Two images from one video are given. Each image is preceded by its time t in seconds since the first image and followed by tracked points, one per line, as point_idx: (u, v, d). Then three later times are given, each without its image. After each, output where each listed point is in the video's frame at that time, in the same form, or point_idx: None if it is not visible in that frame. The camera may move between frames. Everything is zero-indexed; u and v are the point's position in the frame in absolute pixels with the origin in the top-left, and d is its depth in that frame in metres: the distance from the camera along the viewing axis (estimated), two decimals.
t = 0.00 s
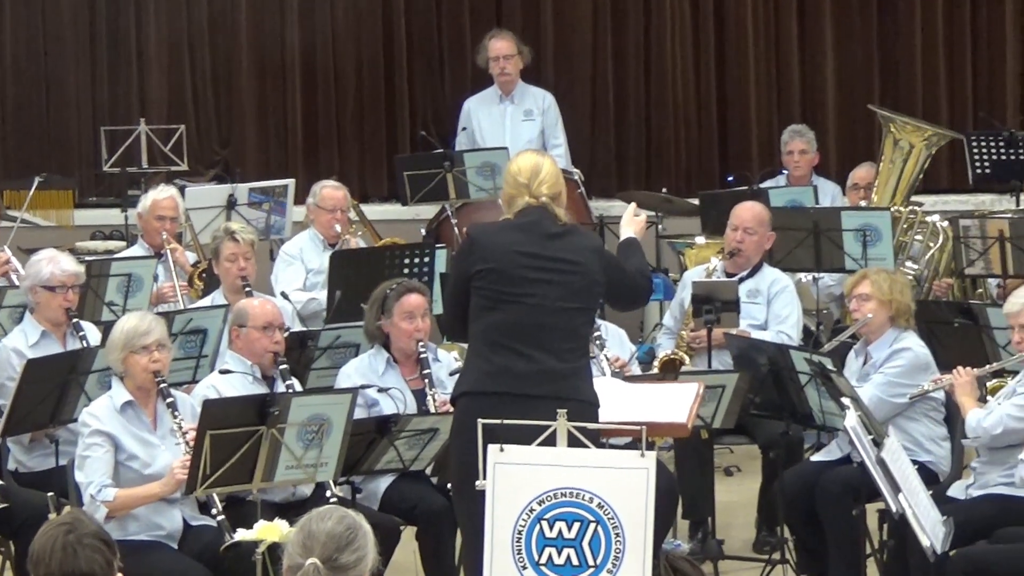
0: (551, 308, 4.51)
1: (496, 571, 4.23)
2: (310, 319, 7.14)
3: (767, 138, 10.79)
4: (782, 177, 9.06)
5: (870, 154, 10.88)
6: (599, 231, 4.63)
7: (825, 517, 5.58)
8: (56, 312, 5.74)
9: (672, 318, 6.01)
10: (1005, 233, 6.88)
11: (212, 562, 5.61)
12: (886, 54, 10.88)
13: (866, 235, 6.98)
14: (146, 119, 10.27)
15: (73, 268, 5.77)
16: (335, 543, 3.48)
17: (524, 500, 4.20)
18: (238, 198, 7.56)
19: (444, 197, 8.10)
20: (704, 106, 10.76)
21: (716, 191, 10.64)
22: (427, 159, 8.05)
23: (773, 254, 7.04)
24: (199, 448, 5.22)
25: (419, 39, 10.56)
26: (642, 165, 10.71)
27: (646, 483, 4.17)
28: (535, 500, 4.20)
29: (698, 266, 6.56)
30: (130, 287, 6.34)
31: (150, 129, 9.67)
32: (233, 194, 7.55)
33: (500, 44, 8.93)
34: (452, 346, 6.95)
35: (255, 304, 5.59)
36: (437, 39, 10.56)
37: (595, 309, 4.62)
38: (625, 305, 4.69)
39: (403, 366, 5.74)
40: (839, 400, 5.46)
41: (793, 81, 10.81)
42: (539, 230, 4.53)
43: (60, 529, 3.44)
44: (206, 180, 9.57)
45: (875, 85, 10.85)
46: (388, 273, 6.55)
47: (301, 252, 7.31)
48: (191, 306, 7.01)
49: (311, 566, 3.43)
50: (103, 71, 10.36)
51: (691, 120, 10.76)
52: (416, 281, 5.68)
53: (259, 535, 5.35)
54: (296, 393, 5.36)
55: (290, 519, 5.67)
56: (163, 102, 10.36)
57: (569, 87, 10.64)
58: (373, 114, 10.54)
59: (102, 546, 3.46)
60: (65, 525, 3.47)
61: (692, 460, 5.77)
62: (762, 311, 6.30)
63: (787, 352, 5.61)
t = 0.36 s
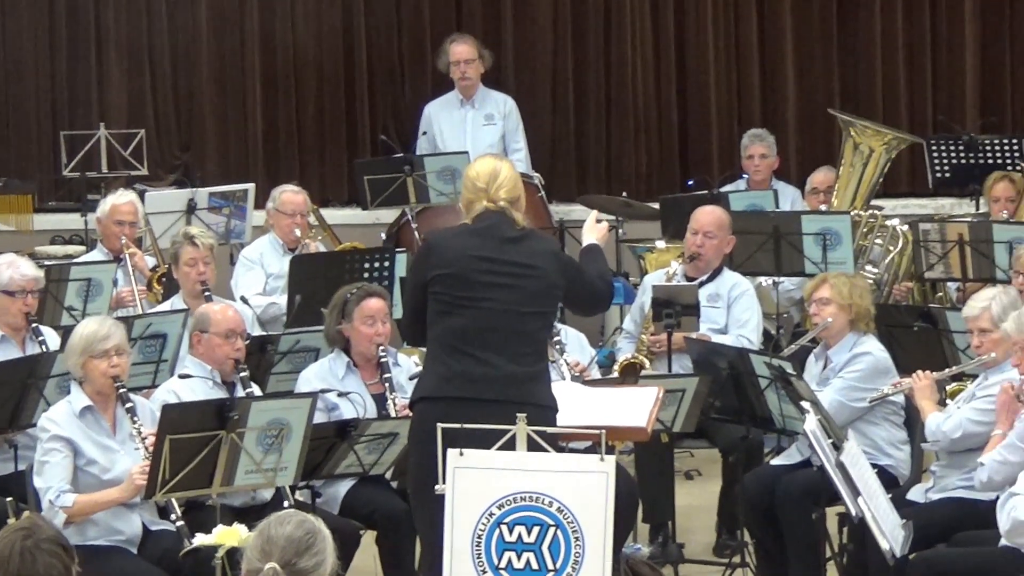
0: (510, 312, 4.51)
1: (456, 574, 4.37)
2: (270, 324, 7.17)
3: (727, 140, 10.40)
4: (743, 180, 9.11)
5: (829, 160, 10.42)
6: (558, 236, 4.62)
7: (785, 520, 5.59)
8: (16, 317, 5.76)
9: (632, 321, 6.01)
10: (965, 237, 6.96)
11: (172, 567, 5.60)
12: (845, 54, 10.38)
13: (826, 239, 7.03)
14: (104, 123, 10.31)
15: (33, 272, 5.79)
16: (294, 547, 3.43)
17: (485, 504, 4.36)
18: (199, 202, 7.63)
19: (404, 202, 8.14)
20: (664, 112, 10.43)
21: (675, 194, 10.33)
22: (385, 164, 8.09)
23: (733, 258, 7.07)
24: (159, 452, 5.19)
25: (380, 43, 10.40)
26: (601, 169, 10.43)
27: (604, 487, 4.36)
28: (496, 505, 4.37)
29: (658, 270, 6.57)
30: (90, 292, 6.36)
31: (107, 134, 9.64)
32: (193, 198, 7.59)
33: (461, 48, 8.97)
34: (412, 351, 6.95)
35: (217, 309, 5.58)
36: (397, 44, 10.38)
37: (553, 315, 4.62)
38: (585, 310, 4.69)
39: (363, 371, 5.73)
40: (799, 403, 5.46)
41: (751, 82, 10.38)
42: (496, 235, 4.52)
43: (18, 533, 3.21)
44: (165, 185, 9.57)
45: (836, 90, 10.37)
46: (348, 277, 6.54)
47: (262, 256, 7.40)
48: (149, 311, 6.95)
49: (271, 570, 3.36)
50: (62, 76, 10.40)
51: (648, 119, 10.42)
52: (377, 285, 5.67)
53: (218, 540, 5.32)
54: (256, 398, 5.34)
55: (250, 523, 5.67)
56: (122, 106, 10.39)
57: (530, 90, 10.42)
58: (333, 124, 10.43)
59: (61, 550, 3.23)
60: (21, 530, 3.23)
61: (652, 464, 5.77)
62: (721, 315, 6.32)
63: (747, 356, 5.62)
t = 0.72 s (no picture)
0: (474, 318, 4.47)
1: None
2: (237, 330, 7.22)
3: (694, 145, 10.45)
4: (710, 185, 9.13)
5: (795, 163, 10.49)
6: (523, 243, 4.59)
7: (752, 524, 5.59)
8: None
9: (599, 326, 6.01)
10: (931, 240, 6.98)
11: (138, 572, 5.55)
12: (813, 62, 10.51)
13: (793, 244, 7.07)
14: (70, 128, 10.14)
15: None
16: (261, 553, 3.29)
17: (452, 508, 4.38)
18: (165, 207, 7.55)
19: (370, 207, 8.05)
20: (631, 117, 10.46)
21: (642, 199, 10.34)
22: (351, 169, 8.00)
23: (699, 262, 7.09)
24: (125, 458, 5.17)
25: (348, 47, 10.37)
26: (568, 171, 10.45)
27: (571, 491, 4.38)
28: (462, 509, 4.38)
29: (625, 274, 6.59)
30: (56, 297, 6.38)
31: (73, 138, 9.59)
32: (159, 203, 7.52)
33: (428, 52, 8.92)
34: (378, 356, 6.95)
35: (183, 315, 5.54)
36: (364, 47, 10.35)
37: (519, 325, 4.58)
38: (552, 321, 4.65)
39: (330, 376, 5.73)
40: (765, 407, 5.46)
41: (718, 89, 10.47)
42: (460, 242, 4.49)
43: None
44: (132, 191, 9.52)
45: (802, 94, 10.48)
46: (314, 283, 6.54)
47: (228, 262, 7.41)
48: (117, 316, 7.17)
49: None
50: (28, 81, 10.24)
51: (615, 131, 10.46)
52: (343, 290, 5.69)
53: (184, 545, 5.29)
54: (222, 402, 5.32)
55: (216, 528, 5.65)
56: (88, 110, 10.24)
57: (497, 95, 10.40)
58: (299, 129, 10.33)
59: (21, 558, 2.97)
60: None
61: (619, 468, 5.76)
62: (689, 319, 6.32)
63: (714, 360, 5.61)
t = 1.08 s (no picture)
0: (437, 320, 4.46)
1: None
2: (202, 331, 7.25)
3: (660, 146, 10.36)
4: (677, 187, 9.11)
5: (759, 164, 10.46)
6: (487, 246, 4.58)
7: (717, 525, 5.59)
8: None
9: (564, 328, 6.01)
10: (897, 241, 7.01)
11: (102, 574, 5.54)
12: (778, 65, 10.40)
13: (758, 244, 7.08)
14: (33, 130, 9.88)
15: None
16: (224, 555, 3.34)
17: (416, 509, 4.38)
18: (131, 209, 7.57)
19: (336, 208, 8.02)
20: (598, 121, 10.36)
21: (609, 200, 10.23)
22: (317, 169, 7.97)
23: (666, 263, 7.12)
24: (89, 460, 5.16)
25: (314, 46, 10.17)
26: (535, 175, 10.33)
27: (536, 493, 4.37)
28: (426, 510, 4.38)
29: (591, 276, 6.60)
30: (21, 299, 6.40)
31: (35, 140, 9.44)
32: (124, 205, 7.53)
33: (394, 53, 8.99)
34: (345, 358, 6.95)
35: (148, 317, 5.55)
36: (330, 50, 10.16)
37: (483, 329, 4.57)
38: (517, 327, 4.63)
39: (295, 377, 5.72)
40: (731, 409, 5.47)
41: (684, 90, 10.36)
42: (424, 245, 4.48)
43: None
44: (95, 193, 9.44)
45: (767, 95, 10.39)
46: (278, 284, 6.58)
47: (194, 263, 7.46)
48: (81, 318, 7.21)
49: None
50: None
51: (581, 135, 10.34)
52: (308, 292, 5.69)
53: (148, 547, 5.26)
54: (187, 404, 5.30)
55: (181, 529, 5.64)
56: (53, 112, 9.98)
57: (463, 95, 10.27)
58: (265, 134, 10.12)
59: None
60: None
61: (585, 470, 5.76)
62: (654, 320, 6.35)
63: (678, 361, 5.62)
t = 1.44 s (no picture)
0: (399, 317, 4.44)
1: None
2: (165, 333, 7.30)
3: (622, 147, 10.36)
4: (641, 189, 9.14)
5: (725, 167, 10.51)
6: (451, 237, 4.55)
7: (681, 526, 5.59)
8: None
9: (528, 329, 6.02)
10: (860, 242, 7.05)
11: None
12: (742, 66, 10.42)
13: (722, 246, 7.11)
14: None
15: None
16: (186, 557, 3.29)
17: (380, 511, 4.35)
18: (94, 211, 7.63)
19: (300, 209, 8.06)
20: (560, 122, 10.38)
21: (574, 202, 10.28)
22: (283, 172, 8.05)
23: (630, 264, 7.14)
24: (51, 462, 5.13)
25: (275, 47, 10.22)
26: (498, 178, 10.34)
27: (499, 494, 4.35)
28: (389, 513, 4.35)
29: (554, 277, 6.60)
30: None
31: None
32: (87, 207, 7.60)
33: (357, 55, 9.02)
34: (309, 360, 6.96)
35: (110, 319, 5.55)
36: (293, 45, 10.23)
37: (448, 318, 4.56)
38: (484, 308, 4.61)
39: (258, 379, 5.71)
40: (694, 410, 5.49)
41: (647, 89, 10.38)
42: (387, 243, 4.45)
43: None
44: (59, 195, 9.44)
45: (731, 94, 10.41)
46: (242, 287, 6.63)
47: (158, 265, 7.52)
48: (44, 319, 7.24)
49: None
50: None
51: (544, 136, 10.36)
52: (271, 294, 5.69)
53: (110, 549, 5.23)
54: (150, 405, 5.27)
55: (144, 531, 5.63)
56: (16, 111, 9.98)
57: (427, 96, 10.31)
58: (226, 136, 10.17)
59: None
60: None
61: (549, 472, 5.75)
62: (618, 322, 6.34)
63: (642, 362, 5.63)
